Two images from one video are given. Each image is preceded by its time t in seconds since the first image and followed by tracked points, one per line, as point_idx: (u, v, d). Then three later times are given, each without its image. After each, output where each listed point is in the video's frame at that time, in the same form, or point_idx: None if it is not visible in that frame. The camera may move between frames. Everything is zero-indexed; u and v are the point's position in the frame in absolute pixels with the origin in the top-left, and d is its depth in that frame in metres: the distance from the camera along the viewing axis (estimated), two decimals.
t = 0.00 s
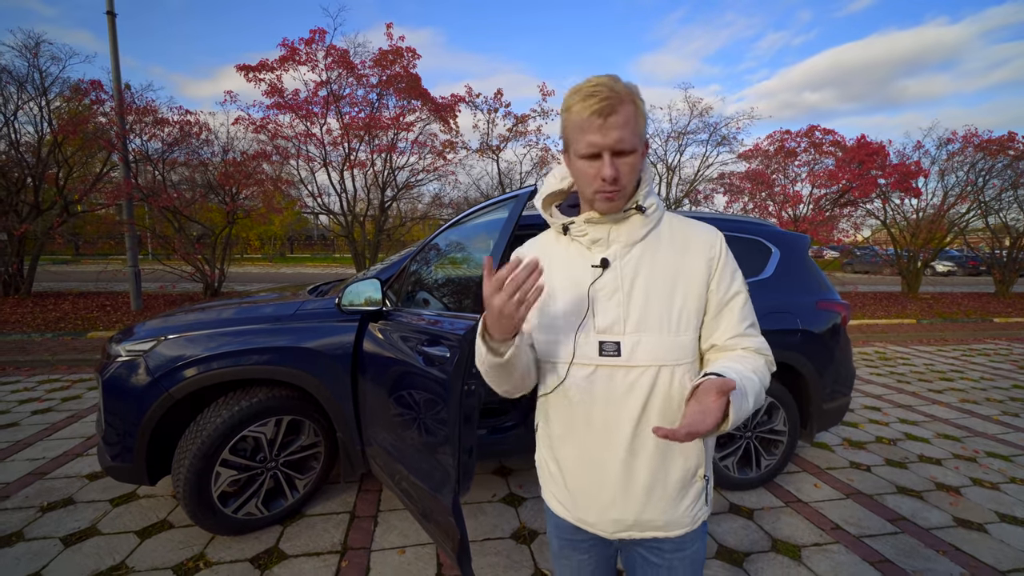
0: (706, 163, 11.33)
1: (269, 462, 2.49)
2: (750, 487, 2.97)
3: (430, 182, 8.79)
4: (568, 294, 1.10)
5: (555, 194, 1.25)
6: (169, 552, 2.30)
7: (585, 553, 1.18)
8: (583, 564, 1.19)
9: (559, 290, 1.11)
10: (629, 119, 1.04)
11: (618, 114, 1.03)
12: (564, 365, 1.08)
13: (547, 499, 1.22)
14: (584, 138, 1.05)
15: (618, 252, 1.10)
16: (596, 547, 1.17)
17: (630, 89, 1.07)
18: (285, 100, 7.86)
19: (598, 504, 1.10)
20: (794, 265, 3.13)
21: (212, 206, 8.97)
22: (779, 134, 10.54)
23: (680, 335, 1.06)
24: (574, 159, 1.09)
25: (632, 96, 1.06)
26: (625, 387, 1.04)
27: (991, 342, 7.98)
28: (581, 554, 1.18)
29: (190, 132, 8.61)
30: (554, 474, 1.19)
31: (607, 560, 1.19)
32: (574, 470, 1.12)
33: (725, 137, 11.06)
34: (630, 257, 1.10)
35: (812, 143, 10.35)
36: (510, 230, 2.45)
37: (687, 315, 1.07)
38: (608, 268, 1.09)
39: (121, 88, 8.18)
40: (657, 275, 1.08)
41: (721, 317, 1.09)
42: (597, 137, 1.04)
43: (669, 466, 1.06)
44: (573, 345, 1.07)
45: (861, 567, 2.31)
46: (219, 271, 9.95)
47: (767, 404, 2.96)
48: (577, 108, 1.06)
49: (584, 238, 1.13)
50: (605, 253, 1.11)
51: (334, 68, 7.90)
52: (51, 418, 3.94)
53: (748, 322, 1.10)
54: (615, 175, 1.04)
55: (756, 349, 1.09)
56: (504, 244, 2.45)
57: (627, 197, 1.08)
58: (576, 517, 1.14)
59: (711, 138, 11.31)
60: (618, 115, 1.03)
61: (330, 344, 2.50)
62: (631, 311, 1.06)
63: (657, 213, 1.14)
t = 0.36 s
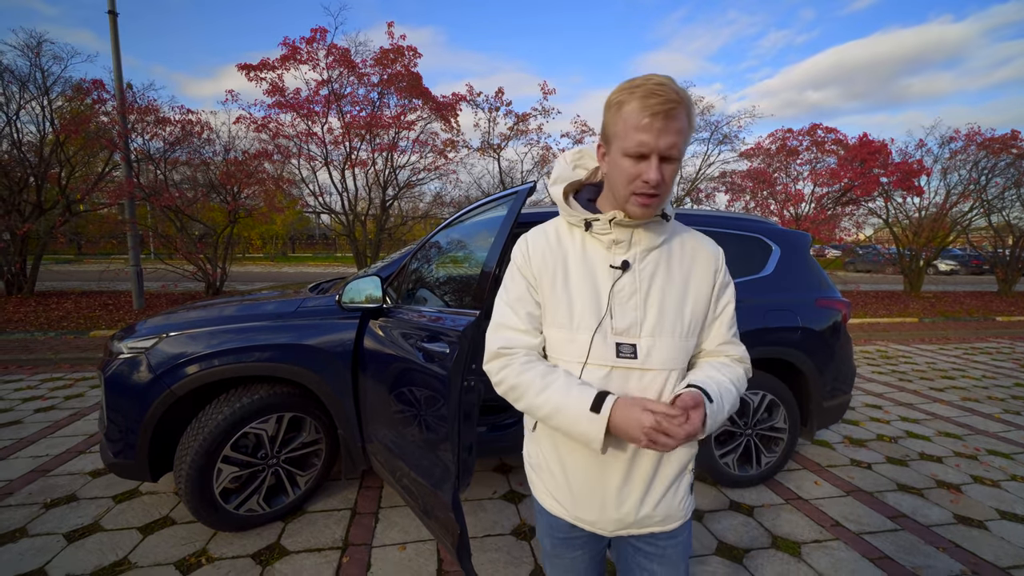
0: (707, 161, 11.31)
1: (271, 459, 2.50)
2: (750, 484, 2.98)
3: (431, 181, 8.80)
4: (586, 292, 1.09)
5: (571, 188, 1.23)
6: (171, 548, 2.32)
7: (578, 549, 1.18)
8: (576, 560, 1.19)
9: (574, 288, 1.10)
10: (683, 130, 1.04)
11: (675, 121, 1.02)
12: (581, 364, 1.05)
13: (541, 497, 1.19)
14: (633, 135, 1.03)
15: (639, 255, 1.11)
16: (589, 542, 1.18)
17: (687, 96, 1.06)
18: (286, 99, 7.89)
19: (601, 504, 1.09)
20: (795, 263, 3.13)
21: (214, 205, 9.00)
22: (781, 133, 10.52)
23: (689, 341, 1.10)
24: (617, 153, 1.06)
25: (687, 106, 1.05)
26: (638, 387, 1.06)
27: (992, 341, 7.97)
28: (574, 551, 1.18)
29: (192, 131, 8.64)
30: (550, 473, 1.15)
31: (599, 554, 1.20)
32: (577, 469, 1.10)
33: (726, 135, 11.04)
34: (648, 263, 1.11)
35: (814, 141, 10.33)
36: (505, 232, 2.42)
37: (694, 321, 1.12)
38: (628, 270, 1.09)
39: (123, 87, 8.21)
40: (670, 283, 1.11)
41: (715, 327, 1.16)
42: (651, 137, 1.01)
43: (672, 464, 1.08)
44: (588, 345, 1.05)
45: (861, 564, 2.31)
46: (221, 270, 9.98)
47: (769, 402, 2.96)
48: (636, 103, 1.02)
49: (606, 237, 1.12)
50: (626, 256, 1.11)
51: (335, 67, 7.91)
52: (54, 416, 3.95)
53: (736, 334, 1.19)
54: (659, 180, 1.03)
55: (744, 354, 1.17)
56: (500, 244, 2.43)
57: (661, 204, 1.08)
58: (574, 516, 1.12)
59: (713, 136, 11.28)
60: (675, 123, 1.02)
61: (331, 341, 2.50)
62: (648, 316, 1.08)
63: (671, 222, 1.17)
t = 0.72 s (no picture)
0: (705, 160, 11.33)
1: (272, 456, 2.51)
2: (746, 481, 3.01)
3: (429, 179, 8.79)
4: (569, 287, 1.14)
5: (559, 188, 1.27)
6: (173, 544, 2.33)
7: (576, 539, 1.20)
8: (574, 549, 1.21)
9: (561, 284, 1.15)
10: (628, 108, 1.08)
11: (616, 102, 1.08)
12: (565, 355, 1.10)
13: (542, 488, 1.23)
14: (585, 125, 1.10)
15: (621, 247, 1.13)
16: (587, 532, 1.20)
17: (629, 83, 1.13)
18: (285, 97, 7.87)
19: (592, 492, 1.11)
20: (791, 261, 3.16)
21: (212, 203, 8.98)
22: (779, 132, 10.56)
23: (677, 328, 1.08)
24: (575, 149, 1.14)
25: (631, 89, 1.11)
26: (622, 377, 1.06)
27: (987, 340, 8.03)
28: (572, 539, 1.21)
29: (190, 128, 8.61)
30: (548, 462, 1.20)
31: (598, 546, 1.21)
32: (571, 457, 1.14)
33: (724, 134, 11.07)
34: (631, 253, 1.12)
35: (811, 141, 10.37)
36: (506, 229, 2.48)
37: (683, 310, 1.10)
38: (610, 263, 1.12)
39: (121, 84, 8.18)
40: (657, 271, 1.11)
41: (712, 314, 1.13)
42: (597, 124, 1.08)
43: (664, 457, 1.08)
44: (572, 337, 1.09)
45: (857, 559, 2.34)
46: (219, 268, 9.96)
47: (765, 399, 2.99)
48: (578, 100, 1.12)
49: (587, 232, 1.16)
50: (608, 248, 1.13)
51: (334, 65, 7.90)
52: (53, 413, 3.95)
53: (739, 319, 1.13)
54: (615, 161, 1.07)
55: (743, 342, 1.12)
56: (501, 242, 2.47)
57: (628, 186, 1.10)
58: (569, 504, 1.16)
59: (711, 136, 11.31)
60: (616, 104, 1.08)
61: (331, 339, 2.51)
62: (632, 305, 1.08)
63: (658, 212, 1.16)
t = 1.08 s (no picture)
0: (705, 160, 11.36)
1: (279, 453, 2.53)
2: (748, 478, 3.04)
3: (430, 178, 8.81)
4: (569, 289, 1.17)
5: (566, 193, 1.30)
6: (182, 540, 2.35)
7: (577, 534, 1.23)
8: (576, 543, 1.24)
9: (562, 285, 1.19)
10: (611, 113, 1.13)
11: (600, 108, 1.13)
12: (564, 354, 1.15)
13: (545, 482, 1.28)
14: (574, 132, 1.15)
15: (619, 249, 1.14)
16: (588, 528, 1.22)
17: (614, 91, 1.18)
18: (286, 96, 7.89)
19: (588, 488, 1.14)
20: (793, 260, 3.18)
21: (212, 202, 9.01)
22: (778, 132, 10.58)
23: (674, 328, 1.08)
24: (569, 156, 1.19)
25: (614, 95, 1.16)
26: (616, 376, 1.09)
27: (985, 339, 8.07)
28: (574, 534, 1.24)
29: (191, 127, 8.61)
30: (550, 458, 1.25)
31: (600, 543, 1.24)
32: (569, 454, 1.18)
33: (724, 134, 11.10)
34: (629, 254, 1.13)
35: (810, 141, 10.40)
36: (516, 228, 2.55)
37: (681, 309, 1.09)
38: (608, 264, 1.14)
39: (122, 83, 8.19)
40: (656, 270, 1.11)
41: (722, 309, 1.09)
42: (585, 130, 1.13)
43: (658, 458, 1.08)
44: (570, 337, 1.14)
45: (858, 555, 2.37)
46: (220, 267, 9.97)
47: (767, 397, 3.02)
48: (566, 112, 1.18)
49: (587, 235, 1.19)
50: (606, 250, 1.16)
51: (335, 64, 7.91)
52: (58, 411, 3.97)
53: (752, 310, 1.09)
54: (605, 160, 1.11)
55: (762, 331, 1.07)
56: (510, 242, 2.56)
57: (624, 184, 1.12)
58: (568, 498, 1.20)
59: (710, 136, 11.34)
60: (599, 110, 1.13)
61: (338, 337, 2.54)
62: (628, 304, 1.10)
63: (658, 213, 1.17)
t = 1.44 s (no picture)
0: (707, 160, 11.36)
1: (287, 451, 2.56)
2: (751, 477, 3.05)
3: (433, 179, 8.83)
4: (580, 280, 1.17)
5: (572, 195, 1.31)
6: (192, 537, 2.38)
7: (590, 541, 1.24)
8: (589, 551, 1.25)
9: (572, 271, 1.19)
10: (626, 116, 1.16)
11: (615, 110, 1.16)
12: (576, 344, 1.16)
13: (555, 481, 1.26)
14: (590, 132, 1.16)
15: (629, 241, 1.16)
16: (602, 536, 1.23)
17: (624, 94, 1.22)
18: (290, 97, 7.92)
19: (606, 480, 1.14)
20: (795, 261, 3.21)
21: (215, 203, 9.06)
22: (780, 132, 10.58)
23: (688, 317, 1.11)
24: (584, 157, 1.18)
25: (627, 99, 1.19)
26: (633, 363, 1.10)
27: (988, 339, 8.07)
28: (587, 542, 1.25)
29: (195, 128, 8.65)
30: (561, 456, 1.23)
31: (612, 548, 1.26)
32: (584, 447, 1.16)
33: (726, 134, 11.10)
34: (640, 247, 1.16)
35: (813, 141, 10.39)
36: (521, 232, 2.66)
37: (693, 299, 1.12)
38: (619, 255, 1.15)
39: (127, 85, 8.24)
40: (666, 263, 1.15)
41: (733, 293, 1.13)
42: (601, 130, 1.15)
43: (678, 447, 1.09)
44: (584, 326, 1.14)
45: (861, 553, 2.39)
46: (224, 268, 10.01)
47: (770, 397, 3.03)
48: (579, 114, 1.19)
49: (597, 231, 1.20)
50: (616, 243, 1.17)
51: (338, 65, 7.94)
52: (66, 410, 4.01)
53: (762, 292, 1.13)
54: (623, 160, 1.12)
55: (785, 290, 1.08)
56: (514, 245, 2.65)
57: (638, 184, 1.15)
58: (582, 495, 1.18)
59: (712, 136, 11.34)
60: (615, 111, 1.16)
61: (345, 337, 2.56)
62: (641, 293, 1.12)
63: (663, 211, 1.21)
